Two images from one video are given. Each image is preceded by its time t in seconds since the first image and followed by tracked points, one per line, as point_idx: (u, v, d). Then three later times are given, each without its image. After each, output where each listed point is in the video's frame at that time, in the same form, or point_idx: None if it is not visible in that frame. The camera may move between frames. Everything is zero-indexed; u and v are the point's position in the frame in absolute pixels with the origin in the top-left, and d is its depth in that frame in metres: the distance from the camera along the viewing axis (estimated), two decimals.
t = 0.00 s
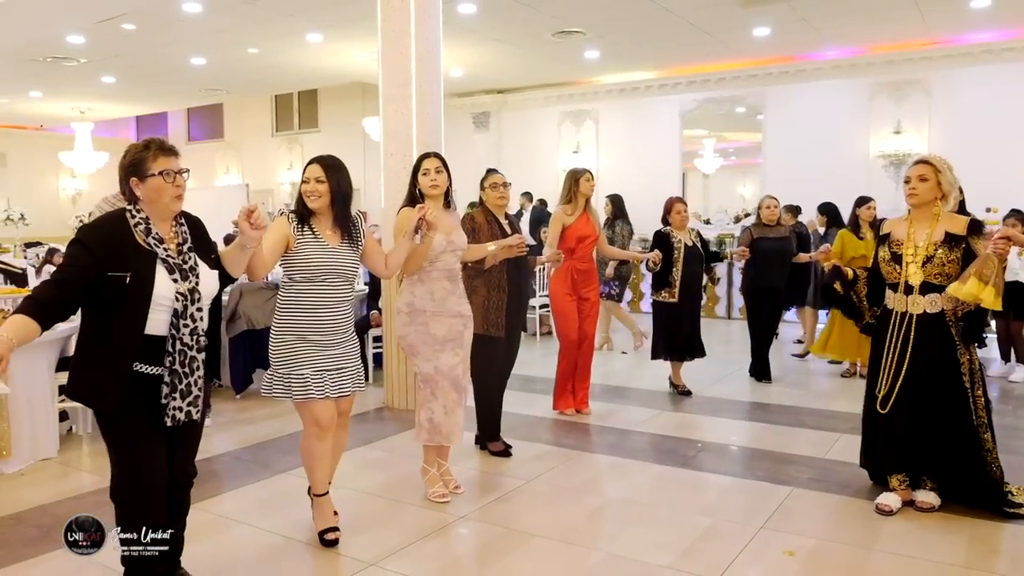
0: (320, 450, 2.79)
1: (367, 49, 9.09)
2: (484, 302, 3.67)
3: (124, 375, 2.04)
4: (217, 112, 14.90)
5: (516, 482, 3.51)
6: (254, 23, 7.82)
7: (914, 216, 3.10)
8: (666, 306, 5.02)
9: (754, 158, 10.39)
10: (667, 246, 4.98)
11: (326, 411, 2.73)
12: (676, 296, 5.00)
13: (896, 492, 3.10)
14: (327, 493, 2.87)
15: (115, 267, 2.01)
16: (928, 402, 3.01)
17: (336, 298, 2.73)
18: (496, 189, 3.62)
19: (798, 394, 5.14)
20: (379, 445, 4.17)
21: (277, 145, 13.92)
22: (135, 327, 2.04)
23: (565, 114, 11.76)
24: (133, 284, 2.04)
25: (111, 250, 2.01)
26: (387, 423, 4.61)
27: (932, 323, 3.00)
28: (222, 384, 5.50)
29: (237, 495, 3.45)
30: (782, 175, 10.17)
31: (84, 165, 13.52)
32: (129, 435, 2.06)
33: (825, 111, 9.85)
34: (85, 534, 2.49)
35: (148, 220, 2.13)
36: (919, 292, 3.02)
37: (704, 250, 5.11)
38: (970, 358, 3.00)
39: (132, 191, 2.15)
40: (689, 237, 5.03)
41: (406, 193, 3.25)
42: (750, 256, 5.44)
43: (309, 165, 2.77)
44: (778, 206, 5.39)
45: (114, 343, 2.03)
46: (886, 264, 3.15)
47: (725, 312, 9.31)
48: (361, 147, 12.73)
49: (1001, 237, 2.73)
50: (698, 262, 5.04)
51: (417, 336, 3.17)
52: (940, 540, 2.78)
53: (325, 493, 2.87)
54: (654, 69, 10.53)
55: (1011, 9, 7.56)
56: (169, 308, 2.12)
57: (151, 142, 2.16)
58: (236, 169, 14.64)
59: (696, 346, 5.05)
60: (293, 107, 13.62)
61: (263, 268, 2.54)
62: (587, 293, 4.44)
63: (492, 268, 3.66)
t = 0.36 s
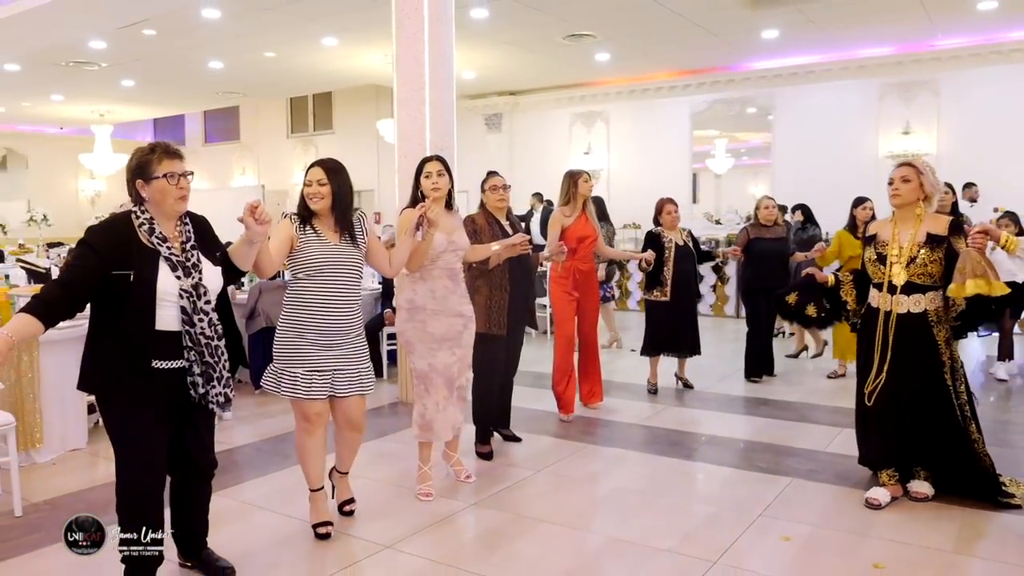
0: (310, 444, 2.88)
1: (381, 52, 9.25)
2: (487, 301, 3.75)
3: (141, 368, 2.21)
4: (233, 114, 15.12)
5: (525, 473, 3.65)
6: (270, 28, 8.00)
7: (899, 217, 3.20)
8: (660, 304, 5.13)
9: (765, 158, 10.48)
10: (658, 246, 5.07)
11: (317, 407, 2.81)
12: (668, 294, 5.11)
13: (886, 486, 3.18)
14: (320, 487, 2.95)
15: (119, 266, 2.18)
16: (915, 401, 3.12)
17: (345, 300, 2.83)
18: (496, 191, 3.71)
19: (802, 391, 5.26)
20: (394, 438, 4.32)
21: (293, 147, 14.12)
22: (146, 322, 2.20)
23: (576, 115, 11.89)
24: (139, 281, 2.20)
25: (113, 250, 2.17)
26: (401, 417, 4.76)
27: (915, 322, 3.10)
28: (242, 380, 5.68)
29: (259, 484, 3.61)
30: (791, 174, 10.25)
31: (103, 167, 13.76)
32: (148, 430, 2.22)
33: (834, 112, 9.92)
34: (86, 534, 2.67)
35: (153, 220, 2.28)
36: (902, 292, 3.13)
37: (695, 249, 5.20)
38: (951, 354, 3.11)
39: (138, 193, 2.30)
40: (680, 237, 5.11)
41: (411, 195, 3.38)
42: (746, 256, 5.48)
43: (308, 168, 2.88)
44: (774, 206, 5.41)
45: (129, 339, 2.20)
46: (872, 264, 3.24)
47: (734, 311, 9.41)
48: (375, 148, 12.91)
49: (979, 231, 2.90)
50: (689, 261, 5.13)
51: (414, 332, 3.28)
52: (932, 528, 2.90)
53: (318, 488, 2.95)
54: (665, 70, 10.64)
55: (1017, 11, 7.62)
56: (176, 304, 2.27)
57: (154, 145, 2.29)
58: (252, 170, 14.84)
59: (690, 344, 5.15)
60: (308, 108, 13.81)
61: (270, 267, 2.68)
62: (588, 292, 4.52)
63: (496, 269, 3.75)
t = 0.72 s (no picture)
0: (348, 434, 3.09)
1: (416, 57, 9.47)
2: (502, 299, 3.74)
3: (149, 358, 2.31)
4: (271, 117, 15.48)
5: (553, 462, 3.82)
6: (309, 35, 8.26)
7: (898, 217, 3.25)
8: (670, 304, 5.25)
9: (797, 159, 10.50)
10: (669, 245, 5.22)
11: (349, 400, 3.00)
12: (679, 293, 5.22)
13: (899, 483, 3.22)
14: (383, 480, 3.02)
15: (148, 260, 2.31)
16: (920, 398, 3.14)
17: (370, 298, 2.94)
18: (520, 191, 3.70)
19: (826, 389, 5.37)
20: (428, 428, 4.53)
21: (328, 149, 14.44)
22: (159, 315, 2.30)
23: (607, 116, 12.03)
24: (160, 276, 2.31)
25: (145, 244, 2.31)
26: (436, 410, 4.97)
27: (917, 320, 3.14)
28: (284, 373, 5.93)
29: (302, 469, 3.83)
30: (821, 175, 10.28)
31: (147, 169, 14.18)
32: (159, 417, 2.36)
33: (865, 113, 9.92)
34: (86, 534, 2.76)
35: (183, 220, 2.41)
36: (902, 290, 3.16)
37: (707, 249, 5.32)
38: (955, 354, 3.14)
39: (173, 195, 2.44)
40: (692, 237, 5.25)
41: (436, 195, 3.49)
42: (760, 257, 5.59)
43: (348, 167, 3.00)
44: (788, 207, 5.48)
45: (144, 328, 2.31)
46: (872, 263, 3.28)
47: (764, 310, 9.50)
48: (409, 150, 13.15)
49: (971, 236, 2.89)
50: (700, 261, 5.22)
51: (434, 330, 3.42)
52: (942, 517, 3.02)
53: (379, 482, 3.02)
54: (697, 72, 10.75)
55: None
56: (194, 301, 2.35)
57: (193, 152, 2.45)
58: (289, 172, 15.18)
59: (701, 343, 5.22)
60: (343, 111, 14.11)
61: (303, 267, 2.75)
62: (608, 285, 4.46)
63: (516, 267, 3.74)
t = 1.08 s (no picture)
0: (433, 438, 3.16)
1: (491, 59, 9.63)
2: (589, 306, 3.79)
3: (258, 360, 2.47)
4: (347, 119, 15.90)
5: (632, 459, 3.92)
6: (389, 40, 8.52)
7: (971, 220, 3.22)
8: (743, 309, 5.20)
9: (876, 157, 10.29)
10: (741, 249, 5.20)
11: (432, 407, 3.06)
12: (752, 299, 5.15)
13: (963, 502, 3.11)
14: (458, 481, 3.12)
15: (259, 268, 2.47)
16: (988, 409, 3.08)
17: (456, 304, 3.00)
18: (606, 196, 3.76)
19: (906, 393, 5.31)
20: (507, 424, 4.67)
21: (403, 149, 14.76)
22: (265, 319, 2.46)
23: (680, 115, 12.00)
24: (268, 282, 2.46)
25: (256, 252, 2.46)
26: (513, 406, 5.11)
27: (982, 324, 3.09)
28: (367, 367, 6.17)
29: (389, 459, 4.02)
30: (902, 174, 10.03)
31: (230, 169, 14.73)
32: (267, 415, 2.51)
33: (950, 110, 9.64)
34: (86, 535, 2.91)
35: (287, 228, 2.55)
36: (970, 293, 3.12)
37: (781, 254, 5.25)
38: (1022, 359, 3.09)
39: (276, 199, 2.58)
40: (765, 241, 5.23)
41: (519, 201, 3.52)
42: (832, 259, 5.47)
43: (444, 172, 3.07)
44: (860, 210, 5.41)
45: (254, 332, 2.48)
46: (941, 265, 3.26)
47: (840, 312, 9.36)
48: (482, 150, 13.35)
49: None
50: (773, 265, 5.19)
51: (520, 336, 3.49)
52: None
53: (456, 482, 3.13)
54: (772, 70, 10.65)
55: None
56: (297, 305, 2.48)
57: (292, 158, 2.54)
58: (364, 172, 15.55)
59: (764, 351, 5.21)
60: (417, 112, 14.40)
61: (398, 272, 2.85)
62: (681, 291, 4.41)
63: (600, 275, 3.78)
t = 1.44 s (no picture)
0: (460, 431, 3.15)
1: (522, 60, 9.75)
2: (627, 301, 3.83)
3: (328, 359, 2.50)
4: (376, 119, 16.10)
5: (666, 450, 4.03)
6: (422, 41, 8.67)
7: (984, 215, 3.21)
8: (769, 306, 5.27)
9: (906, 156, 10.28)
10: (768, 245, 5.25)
11: (471, 398, 3.08)
12: (777, 296, 5.23)
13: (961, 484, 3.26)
14: (458, 473, 3.18)
15: (311, 264, 2.51)
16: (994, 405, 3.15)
17: (495, 296, 3.07)
18: (644, 190, 3.86)
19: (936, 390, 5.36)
20: (542, 416, 4.79)
21: (431, 149, 14.92)
22: (328, 316, 2.49)
23: (708, 115, 12.05)
24: (324, 277, 2.50)
25: (310, 249, 2.51)
26: (547, 399, 5.23)
27: (993, 321, 3.14)
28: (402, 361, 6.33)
29: (429, 448, 4.15)
30: (932, 172, 10.01)
31: (261, 169, 14.98)
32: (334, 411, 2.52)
33: (981, 108, 9.60)
34: (86, 534, 2.86)
35: (339, 222, 2.58)
36: (982, 290, 3.15)
37: (808, 252, 5.30)
38: None
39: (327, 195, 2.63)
40: (792, 238, 5.25)
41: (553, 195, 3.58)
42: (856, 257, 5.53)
43: (485, 167, 3.11)
44: (886, 206, 5.39)
45: (318, 330, 2.50)
46: (953, 261, 3.26)
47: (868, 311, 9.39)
48: (509, 149, 13.47)
49: None
50: (801, 263, 5.24)
51: (555, 330, 3.55)
52: None
53: (497, 469, 3.27)
54: (801, 69, 10.66)
55: None
56: (358, 299, 2.52)
57: (343, 152, 2.59)
58: (392, 172, 15.74)
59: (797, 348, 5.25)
60: (446, 111, 14.55)
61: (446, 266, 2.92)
62: (711, 287, 4.47)
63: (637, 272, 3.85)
